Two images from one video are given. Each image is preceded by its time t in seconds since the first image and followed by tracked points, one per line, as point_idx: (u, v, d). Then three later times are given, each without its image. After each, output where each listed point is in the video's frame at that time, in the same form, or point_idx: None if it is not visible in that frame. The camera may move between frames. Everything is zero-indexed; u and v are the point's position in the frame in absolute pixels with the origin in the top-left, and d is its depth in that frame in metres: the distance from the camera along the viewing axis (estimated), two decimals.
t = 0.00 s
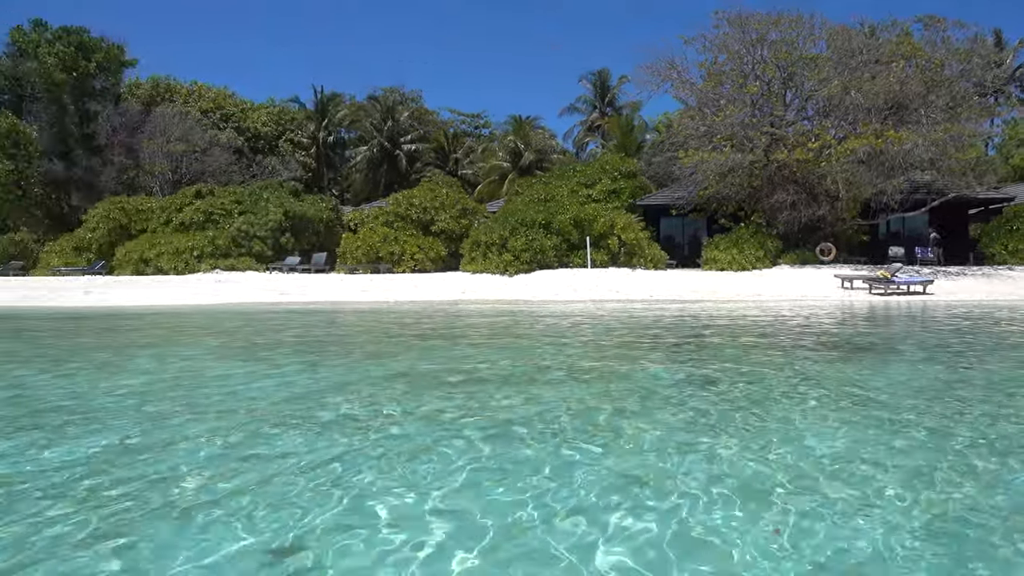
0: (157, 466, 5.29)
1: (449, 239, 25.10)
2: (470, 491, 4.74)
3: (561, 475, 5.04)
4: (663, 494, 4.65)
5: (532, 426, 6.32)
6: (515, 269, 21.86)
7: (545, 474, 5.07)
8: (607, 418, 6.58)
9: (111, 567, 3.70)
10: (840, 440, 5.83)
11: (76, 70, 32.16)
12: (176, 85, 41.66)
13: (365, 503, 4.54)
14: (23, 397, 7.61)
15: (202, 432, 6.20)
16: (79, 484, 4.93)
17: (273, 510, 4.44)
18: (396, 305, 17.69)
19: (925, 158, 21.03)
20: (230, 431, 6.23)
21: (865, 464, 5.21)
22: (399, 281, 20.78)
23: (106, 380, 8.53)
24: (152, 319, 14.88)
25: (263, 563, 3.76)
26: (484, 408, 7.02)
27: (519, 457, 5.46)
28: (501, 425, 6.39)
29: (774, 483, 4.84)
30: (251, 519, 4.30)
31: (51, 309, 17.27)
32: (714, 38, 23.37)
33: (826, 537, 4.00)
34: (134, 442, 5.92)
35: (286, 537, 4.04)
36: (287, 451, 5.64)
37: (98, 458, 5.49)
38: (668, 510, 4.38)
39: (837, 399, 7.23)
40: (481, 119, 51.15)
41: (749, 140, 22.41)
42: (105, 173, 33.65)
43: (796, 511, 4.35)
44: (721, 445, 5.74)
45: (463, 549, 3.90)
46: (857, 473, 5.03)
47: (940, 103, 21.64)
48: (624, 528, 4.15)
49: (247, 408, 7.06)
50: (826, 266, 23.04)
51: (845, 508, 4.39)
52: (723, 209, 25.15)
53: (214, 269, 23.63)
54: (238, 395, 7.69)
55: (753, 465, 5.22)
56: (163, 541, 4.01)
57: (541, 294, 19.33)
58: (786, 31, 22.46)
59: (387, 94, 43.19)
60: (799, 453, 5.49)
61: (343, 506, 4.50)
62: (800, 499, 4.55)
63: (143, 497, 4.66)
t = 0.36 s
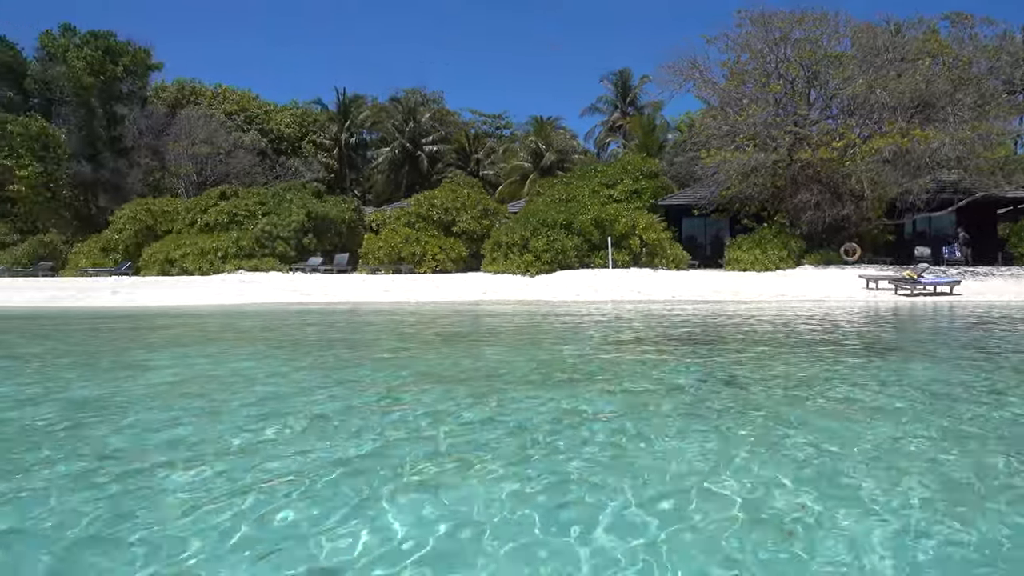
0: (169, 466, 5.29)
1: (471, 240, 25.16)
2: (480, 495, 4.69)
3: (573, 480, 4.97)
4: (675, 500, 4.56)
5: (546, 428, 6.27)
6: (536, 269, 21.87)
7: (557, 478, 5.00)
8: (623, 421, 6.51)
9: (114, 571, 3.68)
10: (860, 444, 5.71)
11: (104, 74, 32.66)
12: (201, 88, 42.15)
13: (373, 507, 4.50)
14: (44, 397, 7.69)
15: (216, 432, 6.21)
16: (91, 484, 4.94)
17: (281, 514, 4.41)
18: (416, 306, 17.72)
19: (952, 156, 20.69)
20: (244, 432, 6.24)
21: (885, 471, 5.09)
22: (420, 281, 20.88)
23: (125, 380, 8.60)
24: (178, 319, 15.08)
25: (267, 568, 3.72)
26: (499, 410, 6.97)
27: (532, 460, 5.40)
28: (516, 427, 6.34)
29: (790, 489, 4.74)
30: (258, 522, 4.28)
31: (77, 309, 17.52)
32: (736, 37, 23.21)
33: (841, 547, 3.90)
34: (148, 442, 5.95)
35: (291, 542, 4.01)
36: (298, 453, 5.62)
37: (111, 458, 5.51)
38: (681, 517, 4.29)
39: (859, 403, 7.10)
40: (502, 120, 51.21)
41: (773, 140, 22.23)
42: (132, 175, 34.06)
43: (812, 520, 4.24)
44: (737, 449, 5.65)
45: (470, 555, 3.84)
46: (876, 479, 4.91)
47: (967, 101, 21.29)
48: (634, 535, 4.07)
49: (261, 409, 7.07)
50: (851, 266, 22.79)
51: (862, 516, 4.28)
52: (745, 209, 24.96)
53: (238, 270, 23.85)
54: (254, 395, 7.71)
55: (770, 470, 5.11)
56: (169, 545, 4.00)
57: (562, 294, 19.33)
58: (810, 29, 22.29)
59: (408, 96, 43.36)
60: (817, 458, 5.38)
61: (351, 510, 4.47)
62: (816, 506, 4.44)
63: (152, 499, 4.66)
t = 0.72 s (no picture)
0: (188, 465, 5.29)
1: (491, 240, 25.16)
2: (500, 497, 4.63)
3: (588, 477, 4.99)
4: (699, 504, 4.47)
5: (568, 429, 6.22)
6: (557, 270, 21.84)
7: (578, 480, 4.94)
8: (645, 422, 6.43)
9: (127, 568, 3.68)
10: (889, 447, 5.59)
11: (129, 77, 33.07)
12: (224, 90, 42.58)
13: (391, 509, 4.45)
14: (67, 395, 7.75)
15: (236, 432, 6.22)
16: (110, 482, 4.95)
17: (299, 514, 4.37)
18: (437, 306, 17.74)
19: (979, 154, 20.29)
20: (261, 431, 6.24)
21: (904, 470, 5.05)
22: (442, 282, 20.93)
23: (146, 379, 8.65)
24: (202, 319, 15.24)
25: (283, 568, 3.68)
26: (521, 410, 6.93)
27: (553, 461, 5.34)
28: (537, 428, 6.29)
29: (817, 493, 4.63)
30: (272, 521, 4.26)
31: (103, 309, 17.74)
32: (758, 35, 23.03)
33: (871, 552, 3.79)
34: (168, 440, 5.96)
35: (309, 542, 3.97)
36: (318, 453, 5.60)
37: (129, 456, 5.53)
38: (705, 521, 4.21)
39: (886, 404, 6.98)
40: (522, 120, 51.22)
41: (796, 139, 22.02)
42: (157, 177, 34.39)
43: (840, 524, 4.13)
44: (761, 452, 5.55)
45: (490, 558, 3.78)
46: (906, 483, 4.79)
47: (995, 99, 20.84)
48: (657, 539, 3.99)
49: (282, 407, 7.15)
50: (875, 266, 22.53)
51: (892, 521, 4.16)
52: (768, 209, 24.75)
53: (260, 270, 24.03)
54: (274, 394, 7.73)
55: (795, 474, 5.01)
56: (186, 543, 3.98)
57: (583, 294, 19.28)
58: (834, 27, 22.09)
59: (428, 97, 43.46)
60: (844, 461, 5.27)
61: (370, 510, 4.42)
62: (845, 510, 4.34)
63: (170, 497, 4.65)
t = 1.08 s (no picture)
0: (216, 466, 5.32)
1: (511, 240, 25.18)
2: (527, 499, 4.62)
3: (605, 478, 5.01)
4: (729, 508, 4.41)
5: (594, 432, 6.19)
6: (577, 270, 21.76)
7: (606, 484, 4.90)
8: (664, 423, 6.44)
9: (151, 564, 3.76)
10: (923, 450, 5.50)
11: (153, 80, 33.45)
12: (246, 92, 42.97)
13: (419, 510, 4.45)
14: (97, 395, 7.85)
15: (263, 432, 6.25)
16: (140, 483, 4.99)
17: (327, 515, 4.38)
18: (458, 307, 17.79)
19: (1006, 152, 20.00)
20: (283, 431, 6.32)
21: (923, 471, 5.02)
22: (462, 282, 20.98)
23: (174, 379, 8.75)
24: (225, 320, 15.40)
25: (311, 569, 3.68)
26: (546, 412, 6.91)
27: (579, 464, 5.32)
28: (563, 430, 6.27)
29: (849, 497, 4.56)
30: (292, 519, 4.33)
31: (129, 310, 17.98)
32: (780, 33, 22.88)
33: (907, 559, 3.72)
34: (191, 440, 6.05)
35: (336, 544, 3.97)
36: (345, 454, 5.60)
37: (154, 455, 5.62)
38: (734, 525, 4.17)
39: (915, 406, 6.89)
40: (542, 120, 51.24)
41: (818, 138, 21.82)
42: (180, 178, 34.64)
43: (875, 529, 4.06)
44: (788, 454, 5.50)
45: (518, 561, 3.76)
46: (943, 487, 4.69)
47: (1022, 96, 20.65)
48: (688, 544, 3.94)
49: (304, 406, 7.22)
50: (899, 267, 22.29)
51: (909, 522, 4.15)
52: (789, 209, 24.57)
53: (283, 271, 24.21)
54: (300, 395, 7.78)
55: (827, 477, 4.94)
56: (215, 544, 3.99)
57: (603, 295, 19.24)
58: (856, 24, 21.89)
59: (448, 97, 43.59)
60: (875, 464, 5.19)
61: (405, 510, 4.46)
62: (878, 515, 4.26)
63: (198, 498, 4.67)
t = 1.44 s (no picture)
0: (228, 467, 5.33)
1: (531, 241, 25.16)
2: (536, 503, 4.58)
3: (615, 477, 5.02)
4: (741, 514, 4.35)
5: (606, 433, 6.14)
6: (596, 271, 21.65)
7: (617, 486, 4.84)
8: (678, 423, 6.42)
9: (169, 561, 3.83)
10: (942, 455, 5.39)
11: (176, 83, 33.81)
12: (267, 94, 43.31)
13: (428, 514, 4.42)
14: (114, 395, 7.92)
15: (276, 433, 6.26)
16: (153, 481, 5.05)
17: (336, 519, 4.36)
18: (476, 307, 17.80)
19: None
20: (300, 429, 6.38)
21: (938, 473, 5.00)
22: (481, 282, 21.00)
23: (193, 378, 8.84)
24: (245, 320, 15.51)
25: None
26: (558, 412, 6.91)
27: (590, 466, 5.27)
28: (575, 431, 6.23)
29: (864, 504, 4.47)
30: (306, 516, 4.39)
31: (150, 310, 18.16)
32: (802, 31, 22.69)
33: (917, 565, 3.71)
34: (209, 438, 6.13)
35: (344, 548, 3.96)
36: (356, 455, 5.59)
37: (174, 453, 5.71)
38: (746, 532, 4.10)
39: (936, 409, 6.77)
40: (561, 121, 51.18)
41: (840, 137, 21.61)
42: (203, 180, 34.60)
43: (890, 540, 3.98)
44: (801, 454, 5.50)
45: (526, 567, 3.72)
46: (956, 492, 4.64)
47: None
48: (698, 551, 3.88)
49: (321, 406, 7.28)
50: (923, 267, 22.03)
51: (920, 526, 4.14)
52: (812, 208, 24.35)
53: (302, 272, 24.35)
54: (314, 395, 7.79)
55: (843, 483, 4.86)
56: (222, 547, 3.98)
57: (622, 295, 19.17)
58: (880, 22, 21.67)
59: (468, 98, 43.66)
60: (889, 466, 5.17)
61: (417, 508, 4.50)
62: (895, 524, 4.18)
63: (208, 500, 4.67)
